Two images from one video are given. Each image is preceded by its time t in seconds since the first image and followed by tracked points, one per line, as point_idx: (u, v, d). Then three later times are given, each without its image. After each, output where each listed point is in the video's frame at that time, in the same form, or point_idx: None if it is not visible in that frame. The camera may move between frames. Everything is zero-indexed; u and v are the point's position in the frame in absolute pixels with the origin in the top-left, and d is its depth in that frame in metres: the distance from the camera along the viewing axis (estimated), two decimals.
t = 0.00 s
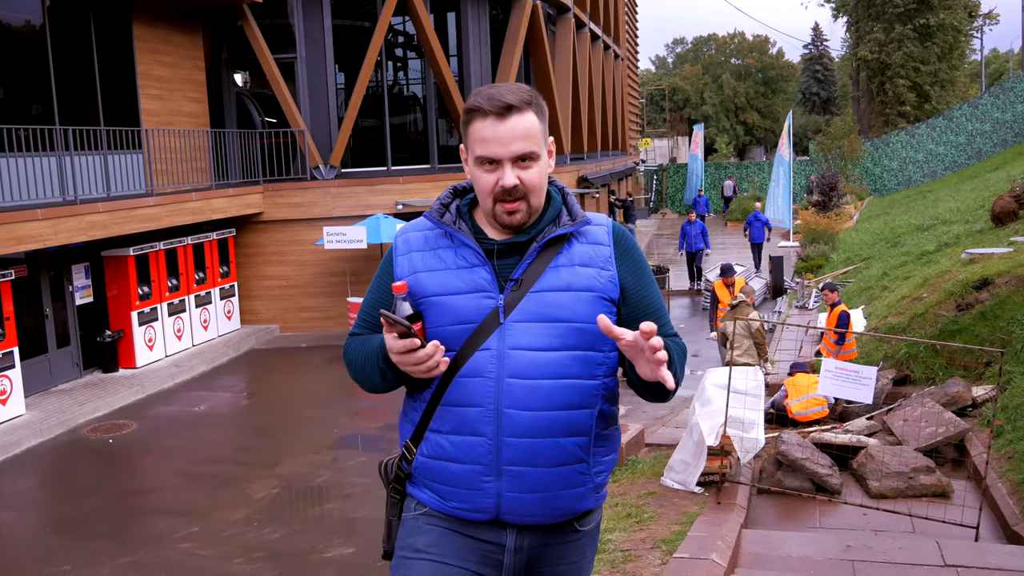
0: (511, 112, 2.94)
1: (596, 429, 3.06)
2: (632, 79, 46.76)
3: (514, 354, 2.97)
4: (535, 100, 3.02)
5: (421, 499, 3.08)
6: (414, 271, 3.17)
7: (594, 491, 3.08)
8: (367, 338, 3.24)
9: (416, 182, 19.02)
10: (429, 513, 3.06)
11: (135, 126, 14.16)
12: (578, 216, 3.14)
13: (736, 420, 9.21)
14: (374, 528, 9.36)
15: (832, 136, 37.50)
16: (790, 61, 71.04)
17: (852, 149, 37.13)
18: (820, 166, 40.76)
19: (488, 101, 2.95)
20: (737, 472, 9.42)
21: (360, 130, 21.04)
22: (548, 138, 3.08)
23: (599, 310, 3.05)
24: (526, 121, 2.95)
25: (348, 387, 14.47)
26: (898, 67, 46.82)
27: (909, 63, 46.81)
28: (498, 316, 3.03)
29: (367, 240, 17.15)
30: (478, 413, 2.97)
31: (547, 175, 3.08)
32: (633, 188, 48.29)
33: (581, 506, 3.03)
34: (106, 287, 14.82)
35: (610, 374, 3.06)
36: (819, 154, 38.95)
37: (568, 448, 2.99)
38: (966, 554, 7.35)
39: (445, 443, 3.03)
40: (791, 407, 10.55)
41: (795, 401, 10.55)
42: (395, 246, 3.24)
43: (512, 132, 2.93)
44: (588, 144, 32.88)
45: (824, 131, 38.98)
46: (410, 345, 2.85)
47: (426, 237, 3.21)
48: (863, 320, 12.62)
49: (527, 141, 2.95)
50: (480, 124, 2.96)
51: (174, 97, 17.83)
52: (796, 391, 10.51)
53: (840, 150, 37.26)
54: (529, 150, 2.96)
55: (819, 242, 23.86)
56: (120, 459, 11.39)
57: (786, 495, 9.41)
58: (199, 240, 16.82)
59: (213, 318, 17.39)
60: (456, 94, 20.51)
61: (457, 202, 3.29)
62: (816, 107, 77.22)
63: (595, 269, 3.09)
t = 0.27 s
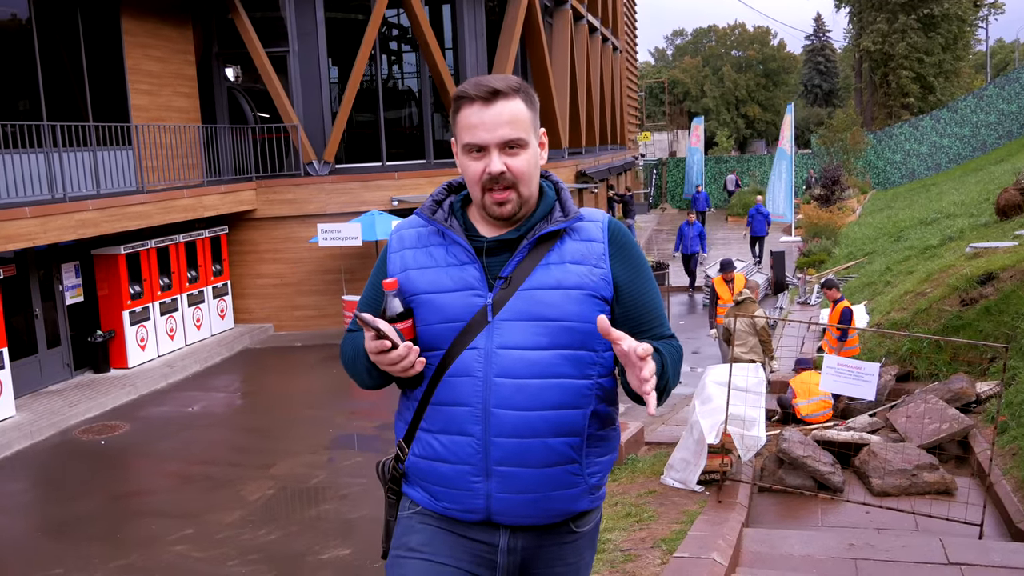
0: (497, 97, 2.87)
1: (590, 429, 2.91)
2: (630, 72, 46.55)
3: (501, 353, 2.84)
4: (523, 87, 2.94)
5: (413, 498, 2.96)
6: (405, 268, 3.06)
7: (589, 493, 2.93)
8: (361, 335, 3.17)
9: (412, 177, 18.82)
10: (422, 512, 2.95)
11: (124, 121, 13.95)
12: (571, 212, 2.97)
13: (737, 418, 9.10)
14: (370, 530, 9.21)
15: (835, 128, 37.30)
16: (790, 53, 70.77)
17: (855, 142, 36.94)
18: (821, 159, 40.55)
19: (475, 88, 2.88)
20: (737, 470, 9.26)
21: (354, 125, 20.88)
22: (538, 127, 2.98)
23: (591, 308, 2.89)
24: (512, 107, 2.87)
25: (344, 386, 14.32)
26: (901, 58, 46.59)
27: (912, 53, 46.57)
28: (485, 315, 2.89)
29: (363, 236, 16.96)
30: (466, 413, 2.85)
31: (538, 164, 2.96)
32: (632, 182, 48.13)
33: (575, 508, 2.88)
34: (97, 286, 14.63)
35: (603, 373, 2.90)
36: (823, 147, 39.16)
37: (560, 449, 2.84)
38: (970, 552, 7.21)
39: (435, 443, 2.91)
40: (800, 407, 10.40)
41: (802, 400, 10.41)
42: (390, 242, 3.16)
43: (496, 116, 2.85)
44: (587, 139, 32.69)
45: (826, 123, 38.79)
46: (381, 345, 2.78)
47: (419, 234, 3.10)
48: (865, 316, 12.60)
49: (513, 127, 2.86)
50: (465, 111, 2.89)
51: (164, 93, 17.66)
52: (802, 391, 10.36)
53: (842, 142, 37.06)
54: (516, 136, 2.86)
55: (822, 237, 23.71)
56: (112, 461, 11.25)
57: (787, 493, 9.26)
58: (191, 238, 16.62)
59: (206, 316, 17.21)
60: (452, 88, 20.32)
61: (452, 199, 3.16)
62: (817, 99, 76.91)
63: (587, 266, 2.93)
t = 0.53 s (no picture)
0: (495, 99, 2.85)
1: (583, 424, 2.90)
2: (626, 70, 46.61)
3: (494, 347, 2.83)
4: (519, 88, 2.92)
5: (406, 495, 2.96)
6: (400, 263, 3.07)
7: (583, 489, 2.92)
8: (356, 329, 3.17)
9: (407, 176, 18.83)
10: (415, 510, 2.93)
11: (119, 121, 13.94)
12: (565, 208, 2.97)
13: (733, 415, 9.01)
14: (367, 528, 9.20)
15: (830, 125, 37.35)
16: (785, 50, 70.91)
17: (850, 138, 37.01)
18: (817, 156, 40.62)
19: (471, 90, 2.85)
20: (735, 467, 9.18)
21: (349, 123, 20.92)
22: (535, 126, 2.97)
23: (585, 303, 2.89)
24: (509, 110, 2.85)
25: (340, 385, 14.32)
26: (896, 54, 46.72)
27: (907, 49, 46.74)
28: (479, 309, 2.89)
29: (359, 235, 16.96)
30: (459, 407, 2.84)
31: (535, 163, 2.96)
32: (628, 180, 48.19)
33: (568, 504, 2.88)
34: (93, 286, 14.61)
35: (596, 368, 2.90)
36: (817, 143, 39.08)
37: (554, 444, 2.83)
38: (967, 547, 7.22)
39: (428, 438, 2.90)
40: (794, 403, 10.41)
41: (797, 396, 10.40)
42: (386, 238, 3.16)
43: (495, 119, 2.84)
44: (582, 136, 32.75)
45: (821, 119, 38.86)
46: (375, 335, 2.76)
47: (415, 230, 3.11)
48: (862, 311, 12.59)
49: (510, 129, 2.85)
50: (462, 113, 2.88)
51: (159, 93, 17.66)
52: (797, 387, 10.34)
53: (838, 139, 37.12)
54: (513, 138, 2.86)
55: (817, 233, 23.77)
56: (108, 461, 11.24)
57: (784, 490, 9.23)
58: (186, 238, 16.60)
59: (202, 316, 17.20)
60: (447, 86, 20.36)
61: (447, 195, 3.16)
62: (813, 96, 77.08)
63: (581, 261, 2.93)
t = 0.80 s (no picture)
0: (492, 89, 2.88)
1: (577, 424, 2.89)
2: (624, 70, 46.60)
3: (487, 346, 2.83)
4: (516, 83, 2.95)
5: (400, 496, 2.96)
6: (394, 263, 3.08)
7: (577, 490, 2.90)
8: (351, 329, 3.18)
9: (405, 176, 18.82)
10: (410, 511, 2.93)
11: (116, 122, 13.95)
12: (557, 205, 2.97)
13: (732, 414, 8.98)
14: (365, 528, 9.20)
15: (827, 124, 37.33)
16: (784, 49, 70.89)
17: (848, 137, 36.97)
18: (816, 154, 40.59)
19: (469, 80, 2.88)
20: (733, 466, 9.20)
21: (347, 124, 20.96)
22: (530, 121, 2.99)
23: (578, 301, 2.88)
24: (506, 100, 2.88)
25: (338, 385, 14.33)
26: (893, 53, 46.71)
27: (905, 48, 46.73)
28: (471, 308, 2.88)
29: (357, 235, 16.96)
30: (453, 407, 2.84)
31: (529, 157, 2.97)
32: (627, 180, 48.19)
33: (562, 504, 2.86)
34: (91, 287, 14.62)
35: (588, 367, 2.89)
36: (815, 142, 39.05)
37: (547, 444, 2.82)
38: (966, 546, 7.20)
39: (423, 438, 2.90)
40: (791, 401, 10.39)
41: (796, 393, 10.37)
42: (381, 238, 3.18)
43: (491, 108, 2.86)
44: (580, 136, 32.77)
45: (819, 118, 38.83)
46: (357, 333, 2.77)
47: (409, 230, 3.12)
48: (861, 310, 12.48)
49: (505, 119, 2.87)
50: (459, 100, 2.90)
51: (156, 93, 17.68)
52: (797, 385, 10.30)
53: (836, 138, 37.09)
54: (508, 128, 2.87)
55: (816, 232, 23.75)
56: (106, 462, 11.24)
57: (783, 488, 9.23)
58: (184, 238, 16.60)
59: (201, 317, 17.20)
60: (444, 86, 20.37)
61: (441, 196, 3.16)
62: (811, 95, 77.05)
63: (573, 259, 2.92)
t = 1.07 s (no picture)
0: (505, 95, 2.82)
1: (579, 426, 2.89)
2: (624, 70, 46.62)
3: (489, 351, 2.81)
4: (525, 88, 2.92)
5: (402, 502, 2.91)
6: (388, 269, 3.02)
7: (580, 488, 2.91)
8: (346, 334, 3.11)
9: (406, 176, 18.82)
10: (414, 516, 2.89)
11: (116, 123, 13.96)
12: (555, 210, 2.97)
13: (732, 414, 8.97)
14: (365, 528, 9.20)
15: (827, 123, 37.33)
16: (783, 49, 70.88)
17: (848, 137, 36.95)
18: (816, 154, 40.58)
19: (483, 84, 2.81)
20: (734, 466, 9.20)
21: (347, 125, 21.00)
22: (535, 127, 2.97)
23: (576, 305, 2.89)
24: (521, 106, 2.84)
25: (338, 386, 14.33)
26: (893, 52, 46.72)
27: (904, 47, 46.73)
28: (472, 313, 2.86)
29: (357, 236, 16.96)
30: (458, 412, 2.81)
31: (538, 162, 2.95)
32: (627, 180, 48.21)
33: (565, 503, 2.87)
34: (92, 288, 14.62)
35: (586, 369, 2.90)
36: (815, 142, 39.05)
37: (550, 446, 2.82)
38: (967, 546, 7.20)
39: (426, 444, 2.86)
40: (791, 399, 10.35)
41: (796, 392, 10.35)
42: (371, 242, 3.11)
43: (507, 115, 2.82)
44: (580, 136, 32.79)
45: (818, 118, 38.83)
46: (384, 342, 2.74)
47: (401, 234, 3.07)
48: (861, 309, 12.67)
49: (520, 124, 2.83)
50: (472, 109, 2.82)
51: (157, 94, 17.69)
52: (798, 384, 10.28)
53: (836, 137, 37.07)
54: (523, 134, 2.84)
55: (816, 231, 23.75)
56: (106, 463, 11.24)
57: (784, 489, 9.22)
58: (185, 239, 16.62)
59: (201, 318, 17.21)
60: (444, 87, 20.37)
61: (431, 198, 3.15)
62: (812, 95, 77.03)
63: (572, 263, 2.92)
